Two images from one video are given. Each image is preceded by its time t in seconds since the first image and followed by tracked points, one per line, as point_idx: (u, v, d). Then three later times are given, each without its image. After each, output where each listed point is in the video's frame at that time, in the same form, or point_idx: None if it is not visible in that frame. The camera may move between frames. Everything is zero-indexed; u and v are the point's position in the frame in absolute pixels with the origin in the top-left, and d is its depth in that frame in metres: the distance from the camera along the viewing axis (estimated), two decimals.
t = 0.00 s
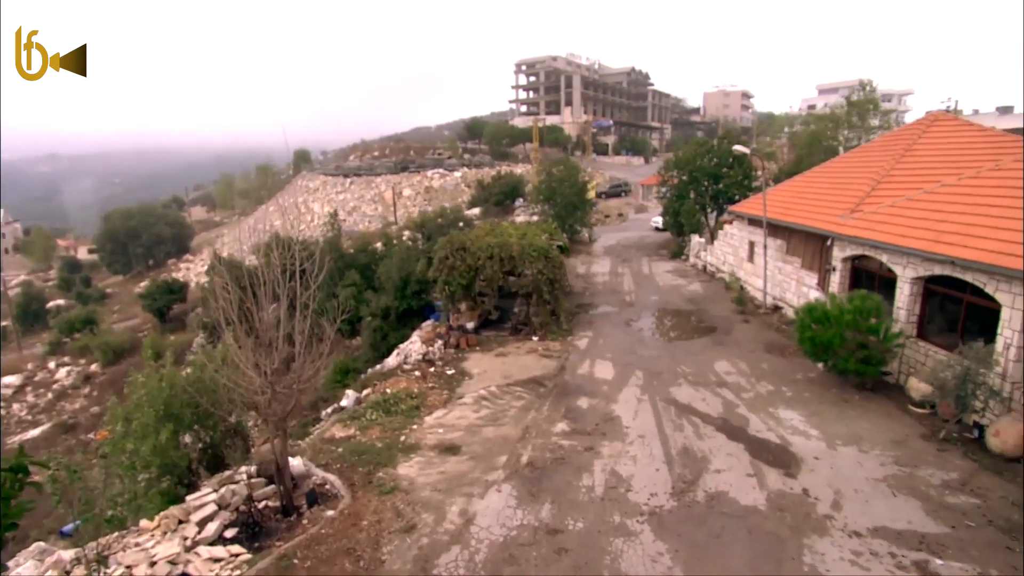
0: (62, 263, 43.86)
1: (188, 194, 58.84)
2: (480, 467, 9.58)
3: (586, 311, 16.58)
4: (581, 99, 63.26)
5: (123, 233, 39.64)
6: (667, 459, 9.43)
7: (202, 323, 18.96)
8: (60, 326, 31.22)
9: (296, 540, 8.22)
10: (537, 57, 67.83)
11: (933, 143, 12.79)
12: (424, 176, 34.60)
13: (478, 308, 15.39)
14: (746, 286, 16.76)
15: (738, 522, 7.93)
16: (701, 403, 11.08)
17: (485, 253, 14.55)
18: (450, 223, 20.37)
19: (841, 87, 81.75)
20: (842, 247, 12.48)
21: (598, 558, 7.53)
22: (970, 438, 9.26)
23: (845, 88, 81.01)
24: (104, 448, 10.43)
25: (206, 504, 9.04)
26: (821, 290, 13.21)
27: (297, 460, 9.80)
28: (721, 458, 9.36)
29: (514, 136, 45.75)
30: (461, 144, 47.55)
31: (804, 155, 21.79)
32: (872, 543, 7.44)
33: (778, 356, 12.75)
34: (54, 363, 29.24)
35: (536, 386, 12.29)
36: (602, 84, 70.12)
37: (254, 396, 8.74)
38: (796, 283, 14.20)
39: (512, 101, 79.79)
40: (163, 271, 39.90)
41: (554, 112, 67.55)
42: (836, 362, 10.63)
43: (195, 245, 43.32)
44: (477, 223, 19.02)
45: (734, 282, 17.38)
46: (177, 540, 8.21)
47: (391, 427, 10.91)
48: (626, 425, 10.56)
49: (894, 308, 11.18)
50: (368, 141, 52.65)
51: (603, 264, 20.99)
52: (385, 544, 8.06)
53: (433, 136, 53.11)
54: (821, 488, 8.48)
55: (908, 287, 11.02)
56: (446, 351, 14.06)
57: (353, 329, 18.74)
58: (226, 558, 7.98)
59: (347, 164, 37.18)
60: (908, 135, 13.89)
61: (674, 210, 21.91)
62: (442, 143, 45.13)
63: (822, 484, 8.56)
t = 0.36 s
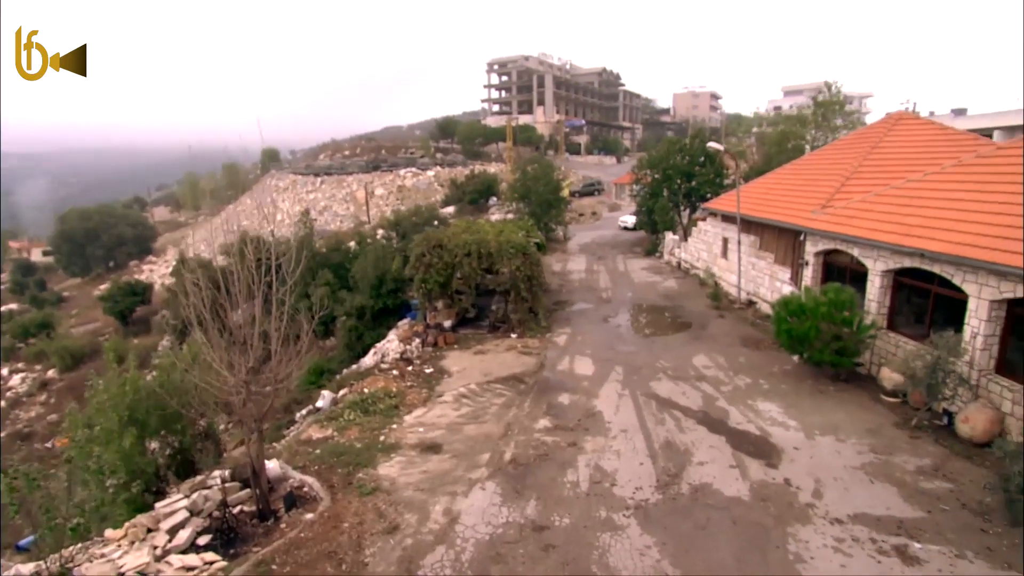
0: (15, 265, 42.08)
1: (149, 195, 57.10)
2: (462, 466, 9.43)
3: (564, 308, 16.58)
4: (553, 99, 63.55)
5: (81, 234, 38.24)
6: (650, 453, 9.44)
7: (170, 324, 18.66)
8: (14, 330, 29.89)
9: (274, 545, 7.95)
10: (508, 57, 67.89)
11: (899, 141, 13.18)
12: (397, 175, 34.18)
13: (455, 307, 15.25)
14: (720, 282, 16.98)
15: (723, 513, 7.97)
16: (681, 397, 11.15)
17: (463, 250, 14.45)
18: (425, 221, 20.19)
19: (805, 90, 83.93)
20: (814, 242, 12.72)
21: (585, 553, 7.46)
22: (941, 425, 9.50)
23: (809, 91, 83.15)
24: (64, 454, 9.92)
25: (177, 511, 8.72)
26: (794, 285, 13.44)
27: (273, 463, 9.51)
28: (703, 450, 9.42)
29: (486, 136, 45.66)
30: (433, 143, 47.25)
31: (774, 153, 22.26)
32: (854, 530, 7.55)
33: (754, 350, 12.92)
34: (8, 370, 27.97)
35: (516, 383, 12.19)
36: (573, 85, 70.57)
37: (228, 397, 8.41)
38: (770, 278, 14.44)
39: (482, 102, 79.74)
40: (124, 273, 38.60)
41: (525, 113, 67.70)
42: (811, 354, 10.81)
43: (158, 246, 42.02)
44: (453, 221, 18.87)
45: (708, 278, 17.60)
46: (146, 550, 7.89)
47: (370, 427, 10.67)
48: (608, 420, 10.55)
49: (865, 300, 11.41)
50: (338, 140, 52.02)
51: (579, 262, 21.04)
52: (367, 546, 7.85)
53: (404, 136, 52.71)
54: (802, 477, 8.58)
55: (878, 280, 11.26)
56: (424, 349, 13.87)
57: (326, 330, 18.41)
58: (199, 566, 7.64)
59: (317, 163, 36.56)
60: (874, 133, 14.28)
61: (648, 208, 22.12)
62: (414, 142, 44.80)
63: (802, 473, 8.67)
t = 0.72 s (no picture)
0: None
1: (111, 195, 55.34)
2: (447, 463, 9.29)
3: (543, 304, 16.55)
4: (526, 99, 63.69)
5: (39, 235, 36.79)
6: (635, 447, 9.44)
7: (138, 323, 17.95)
8: None
9: (253, 550, 7.68)
10: (481, 56, 67.81)
11: (868, 138, 13.51)
12: (371, 174, 33.77)
13: (434, 305, 15.05)
14: (697, 278, 17.17)
15: (710, 504, 8.00)
16: (663, 390, 11.21)
17: (441, 246, 14.30)
18: (401, 219, 19.99)
19: (773, 91, 85.79)
20: (789, 236, 12.92)
21: (574, 548, 7.40)
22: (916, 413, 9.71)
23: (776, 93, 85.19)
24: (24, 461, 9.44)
25: (148, 518, 8.37)
26: (770, 279, 13.65)
27: (251, 464, 9.23)
28: (688, 442, 9.46)
29: (461, 134, 45.51)
30: (407, 142, 46.88)
31: (746, 152, 22.67)
32: (837, 516, 7.66)
33: (732, 344, 13.07)
34: None
35: (498, 379, 12.09)
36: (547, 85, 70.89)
37: (203, 396, 8.08)
38: (746, 272, 14.64)
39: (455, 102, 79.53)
40: (85, 276, 37.29)
41: (499, 112, 67.70)
42: (789, 346, 10.96)
43: (121, 247, 40.73)
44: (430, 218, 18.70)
45: (684, 274, 17.79)
46: (116, 559, 7.52)
47: (350, 427, 10.44)
48: (591, 415, 10.52)
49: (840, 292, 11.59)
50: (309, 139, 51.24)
51: (556, 260, 21.06)
52: (351, 547, 7.64)
53: (377, 135, 52.19)
54: (785, 467, 8.68)
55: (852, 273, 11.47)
56: (403, 347, 13.66)
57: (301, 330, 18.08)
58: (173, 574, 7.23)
59: (289, 162, 35.92)
60: (844, 131, 14.60)
61: (624, 206, 22.28)
62: (387, 141, 44.41)
63: (785, 463, 8.76)
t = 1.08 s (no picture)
0: None
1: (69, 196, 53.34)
2: (431, 460, 9.13)
3: (522, 301, 16.50)
4: (500, 98, 63.66)
5: None
6: (621, 440, 9.43)
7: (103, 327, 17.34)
8: None
9: (232, 554, 7.41)
10: (454, 55, 67.57)
11: (841, 135, 13.80)
12: (345, 172, 33.56)
13: (412, 302, 14.79)
14: (674, 274, 17.34)
15: (697, 495, 8.03)
16: (646, 384, 11.25)
17: (420, 243, 14.09)
18: (377, 217, 19.75)
19: (742, 93, 87.47)
20: (766, 231, 13.11)
21: (565, 542, 7.33)
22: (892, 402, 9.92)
23: (745, 95, 86.91)
24: None
25: (119, 524, 8.02)
26: (747, 273, 13.83)
27: (227, 466, 8.96)
28: (672, 435, 9.48)
29: (436, 133, 45.28)
30: (381, 141, 46.40)
31: (720, 149, 23.05)
32: (821, 503, 7.75)
33: (711, 337, 13.20)
34: None
35: (480, 376, 11.97)
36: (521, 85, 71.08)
37: (177, 395, 7.78)
38: (722, 268, 14.82)
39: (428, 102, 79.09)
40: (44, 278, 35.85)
41: (473, 112, 67.54)
42: (769, 339, 11.10)
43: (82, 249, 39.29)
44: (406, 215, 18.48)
45: (662, 270, 17.94)
46: (85, 567, 7.14)
47: (330, 426, 10.21)
48: (575, 409, 10.49)
49: (816, 285, 11.79)
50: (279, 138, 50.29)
51: (534, 257, 21.04)
52: (336, 547, 7.43)
53: (349, 134, 51.54)
54: (769, 456, 8.76)
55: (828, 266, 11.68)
56: (382, 345, 13.44)
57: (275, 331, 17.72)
58: None
59: (259, 160, 35.18)
60: (816, 128, 14.90)
61: (600, 203, 22.41)
62: (360, 140, 43.89)
63: (769, 452, 8.85)
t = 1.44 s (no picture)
0: None
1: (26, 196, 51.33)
2: (416, 457, 8.98)
3: (502, 298, 16.43)
4: (475, 97, 63.44)
5: None
6: (607, 433, 9.43)
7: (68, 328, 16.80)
8: None
9: (212, 557, 7.17)
10: (428, 54, 67.18)
11: (814, 132, 14.09)
12: (318, 172, 33.18)
13: (390, 299, 14.82)
14: (652, 270, 17.48)
15: (685, 485, 8.06)
16: (629, 377, 11.29)
17: (399, 238, 13.99)
18: (354, 214, 19.51)
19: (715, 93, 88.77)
20: (743, 226, 13.30)
21: (555, 535, 7.26)
22: (869, 390, 10.15)
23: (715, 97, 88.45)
24: None
25: (89, 530, 7.69)
26: (724, 268, 14.02)
27: (204, 468, 8.72)
28: (658, 427, 9.52)
29: (410, 132, 44.93)
30: (354, 139, 45.82)
31: (695, 147, 23.40)
32: (806, 489, 7.85)
33: (691, 331, 13.33)
34: None
35: (462, 372, 11.86)
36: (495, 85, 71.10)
37: (152, 392, 7.47)
38: (700, 263, 14.99)
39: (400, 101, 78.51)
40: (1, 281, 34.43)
41: (447, 112, 67.29)
42: (748, 331, 11.26)
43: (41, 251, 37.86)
44: (383, 213, 18.33)
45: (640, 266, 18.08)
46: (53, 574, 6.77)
47: (310, 425, 10.03)
48: (560, 403, 10.45)
49: (793, 278, 12.00)
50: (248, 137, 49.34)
51: (512, 255, 21.02)
52: (321, 547, 7.24)
53: (321, 133, 50.82)
54: (753, 445, 8.86)
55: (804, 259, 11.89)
56: (362, 343, 13.25)
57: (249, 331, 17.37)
58: None
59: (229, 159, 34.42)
60: (789, 125, 15.20)
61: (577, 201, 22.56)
62: (333, 139, 43.32)
63: (753, 442, 8.94)
